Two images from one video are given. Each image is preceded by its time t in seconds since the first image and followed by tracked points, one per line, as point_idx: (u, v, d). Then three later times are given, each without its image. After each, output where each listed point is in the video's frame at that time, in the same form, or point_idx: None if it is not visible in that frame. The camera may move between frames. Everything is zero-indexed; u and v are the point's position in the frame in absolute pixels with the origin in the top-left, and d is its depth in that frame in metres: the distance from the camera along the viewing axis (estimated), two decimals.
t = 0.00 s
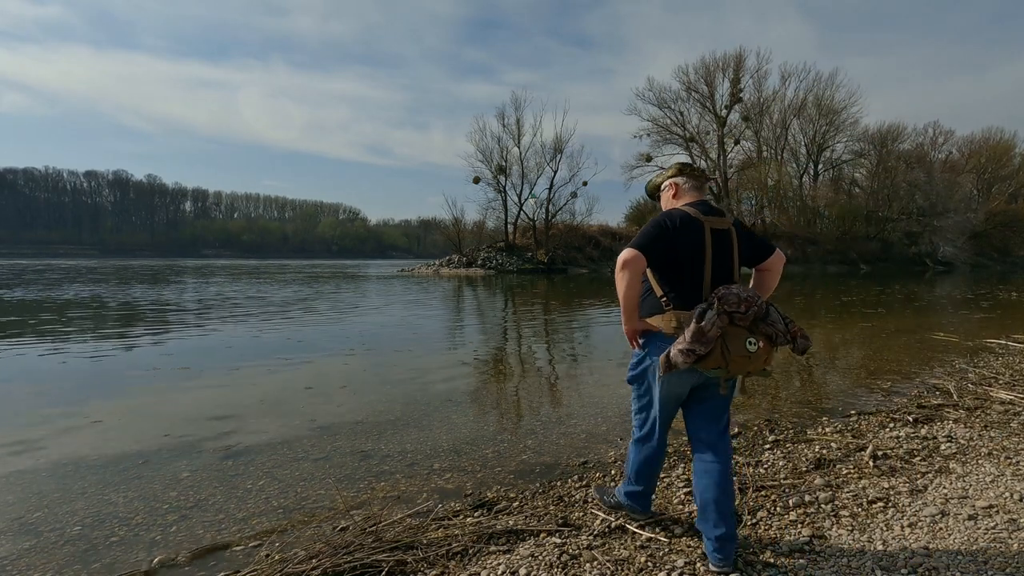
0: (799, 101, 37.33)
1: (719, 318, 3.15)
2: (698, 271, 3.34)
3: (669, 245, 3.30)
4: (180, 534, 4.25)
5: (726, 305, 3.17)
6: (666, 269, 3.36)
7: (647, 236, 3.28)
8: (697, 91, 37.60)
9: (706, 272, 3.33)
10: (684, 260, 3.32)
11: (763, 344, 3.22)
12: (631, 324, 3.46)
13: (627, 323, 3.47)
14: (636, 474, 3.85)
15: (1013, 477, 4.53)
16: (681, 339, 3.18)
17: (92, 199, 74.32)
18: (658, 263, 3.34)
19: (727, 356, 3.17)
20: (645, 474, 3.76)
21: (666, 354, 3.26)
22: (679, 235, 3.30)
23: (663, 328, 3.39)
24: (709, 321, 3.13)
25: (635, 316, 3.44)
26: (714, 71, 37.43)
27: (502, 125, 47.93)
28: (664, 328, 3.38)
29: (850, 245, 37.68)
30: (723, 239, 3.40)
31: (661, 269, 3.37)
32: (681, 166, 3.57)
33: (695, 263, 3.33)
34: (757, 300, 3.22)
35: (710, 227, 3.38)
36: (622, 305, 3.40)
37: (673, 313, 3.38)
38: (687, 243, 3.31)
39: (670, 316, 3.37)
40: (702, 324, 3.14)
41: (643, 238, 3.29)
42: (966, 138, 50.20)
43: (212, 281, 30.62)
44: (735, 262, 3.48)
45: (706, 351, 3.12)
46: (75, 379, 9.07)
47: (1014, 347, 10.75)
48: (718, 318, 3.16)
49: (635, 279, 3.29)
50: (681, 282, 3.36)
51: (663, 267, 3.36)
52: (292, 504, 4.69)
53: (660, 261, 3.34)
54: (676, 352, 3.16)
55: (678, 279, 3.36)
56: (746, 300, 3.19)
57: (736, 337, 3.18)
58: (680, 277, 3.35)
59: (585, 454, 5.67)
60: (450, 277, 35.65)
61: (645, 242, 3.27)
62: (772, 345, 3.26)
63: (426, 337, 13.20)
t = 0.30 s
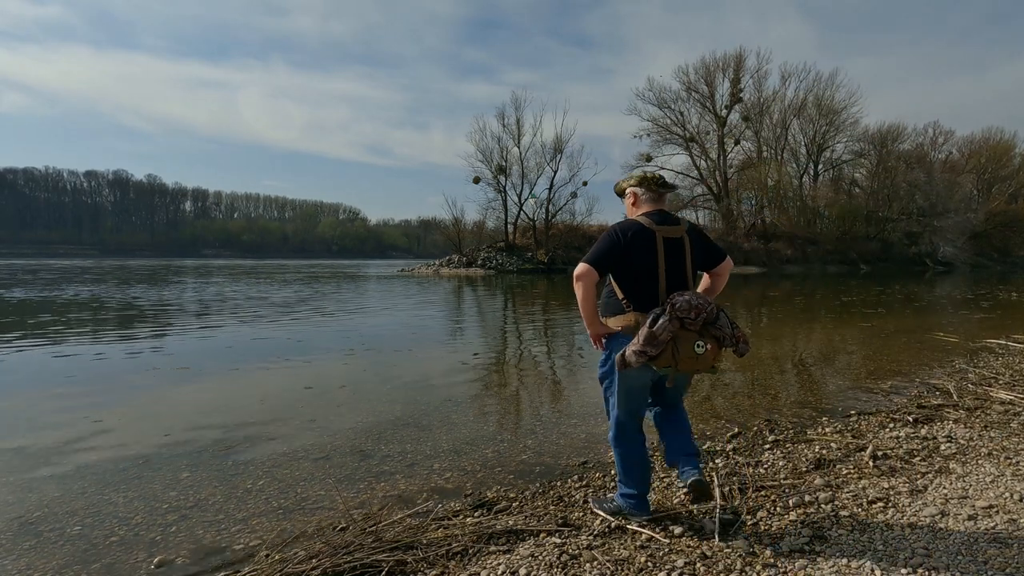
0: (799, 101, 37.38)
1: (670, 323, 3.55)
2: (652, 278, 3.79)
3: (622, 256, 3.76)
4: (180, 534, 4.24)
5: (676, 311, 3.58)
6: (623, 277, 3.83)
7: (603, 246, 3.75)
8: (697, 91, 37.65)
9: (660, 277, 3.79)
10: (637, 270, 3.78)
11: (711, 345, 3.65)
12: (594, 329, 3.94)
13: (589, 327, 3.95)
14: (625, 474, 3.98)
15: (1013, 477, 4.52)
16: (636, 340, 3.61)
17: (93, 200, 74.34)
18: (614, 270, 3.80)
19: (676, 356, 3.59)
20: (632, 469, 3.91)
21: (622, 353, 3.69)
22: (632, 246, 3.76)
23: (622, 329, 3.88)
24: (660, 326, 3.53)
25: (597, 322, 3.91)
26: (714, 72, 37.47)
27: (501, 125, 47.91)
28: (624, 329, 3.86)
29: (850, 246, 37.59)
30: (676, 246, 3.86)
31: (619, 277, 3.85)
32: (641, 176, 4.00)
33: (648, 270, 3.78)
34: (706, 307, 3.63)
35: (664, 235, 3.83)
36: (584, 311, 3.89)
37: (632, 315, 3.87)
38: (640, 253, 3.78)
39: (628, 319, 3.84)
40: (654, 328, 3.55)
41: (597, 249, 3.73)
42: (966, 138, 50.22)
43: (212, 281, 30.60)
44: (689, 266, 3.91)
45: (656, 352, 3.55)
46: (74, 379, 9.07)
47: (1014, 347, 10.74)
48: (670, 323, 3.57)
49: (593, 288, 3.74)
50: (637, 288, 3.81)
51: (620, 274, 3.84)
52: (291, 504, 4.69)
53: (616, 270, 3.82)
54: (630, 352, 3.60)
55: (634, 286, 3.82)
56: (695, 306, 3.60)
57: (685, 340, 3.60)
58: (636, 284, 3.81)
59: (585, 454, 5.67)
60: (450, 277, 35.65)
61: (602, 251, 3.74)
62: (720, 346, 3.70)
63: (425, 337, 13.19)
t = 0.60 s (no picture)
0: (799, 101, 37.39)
1: (667, 312, 3.69)
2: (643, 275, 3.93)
3: (615, 254, 3.85)
4: (180, 534, 4.25)
5: (671, 302, 3.74)
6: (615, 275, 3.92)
7: (598, 244, 3.82)
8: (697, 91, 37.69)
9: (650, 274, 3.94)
10: (630, 267, 3.90)
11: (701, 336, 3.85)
12: (587, 329, 3.96)
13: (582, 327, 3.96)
14: (624, 470, 3.97)
15: (1013, 477, 4.52)
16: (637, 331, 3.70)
17: (93, 200, 74.37)
18: (607, 267, 3.88)
19: (673, 346, 3.74)
20: (631, 464, 3.89)
21: (622, 345, 3.76)
22: (626, 244, 3.87)
23: (617, 325, 3.94)
24: (660, 317, 3.67)
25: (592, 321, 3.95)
26: (713, 72, 37.51)
27: (502, 125, 47.88)
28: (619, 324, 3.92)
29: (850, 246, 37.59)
30: (661, 244, 4.05)
31: (612, 275, 3.93)
32: (623, 181, 4.12)
33: (639, 267, 3.92)
34: (696, 299, 3.85)
35: (652, 234, 4.00)
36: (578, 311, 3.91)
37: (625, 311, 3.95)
38: (632, 251, 3.90)
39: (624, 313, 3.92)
40: (654, 319, 3.68)
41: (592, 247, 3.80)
42: (967, 138, 50.27)
43: (212, 282, 30.62)
44: (671, 264, 4.11)
45: (657, 342, 3.66)
46: (74, 379, 9.07)
47: (1014, 347, 10.74)
48: (666, 313, 3.73)
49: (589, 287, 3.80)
50: (627, 284, 3.93)
51: (612, 272, 3.92)
52: (292, 504, 4.69)
53: (608, 268, 3.89)
54: (633, 343, 3.67)
55: (626, 283, 3.93)
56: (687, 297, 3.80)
57: (680, 329, 3.74)
58: (627, 281, 3.93)
59: (585, 454, 5.67)
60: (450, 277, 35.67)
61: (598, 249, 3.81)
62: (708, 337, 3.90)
63: (425, 337, 13.18)
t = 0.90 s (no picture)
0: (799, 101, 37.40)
1: (675, 312, 4.07)
2: (648, 275, 4.13)
3: (629, 257, 4.00)
4: (180, 534, 4.24)
5: (677, 302, 4.13)
6: (626, 277, 4.05)
7: (615, 246, 3.95)
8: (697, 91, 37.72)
9: (654, 276, 4.17)
10: (640, 270, 4.08)
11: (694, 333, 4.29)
12: (596, 328, 4.00)
13: (591, 326, 3.99)
14: (622, 463, 4.06)
15: (1013, 478, 4.51)
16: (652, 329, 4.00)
17: (92, 199, 74.39)
18: (620, 269, 4.01)
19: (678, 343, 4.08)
20: (628, 455, 3.99)
21: (639, 341, 3.99)
22: (638, 247, 4.04)
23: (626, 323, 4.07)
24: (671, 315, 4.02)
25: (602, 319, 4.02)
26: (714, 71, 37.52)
27: (502, 125, 47.89)
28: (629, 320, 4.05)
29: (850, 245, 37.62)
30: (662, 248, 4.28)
31: (623, 276, 4.05)
32: (623, 187, 4.25)
33: (646, 269, 4.11)
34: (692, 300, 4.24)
35: (655, 239, 4.20)
36: (590, 310, 3.97)
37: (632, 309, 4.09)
38: (641, 255, 4.07)
39: (631, 311, 4.05)
40: (666, 318, 4.01)
41: (611, 249, 3.95)
42: (968, 138, 50.32)
43: (213, 282, 30.64)
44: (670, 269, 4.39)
45: (668, 339, 4.00)
46: (74, 378, 9.07)
47: (1014, 347, 10.74)
48: (673, 313, 4.09)
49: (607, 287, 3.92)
50: (636, 286, 4.09)
51: (623, 274, 4.04)
52: (291, 504, 4.69)
53: (621, 270, 4.02)
54: (649, 339, 3.95)
55: (634, 285, 4.09)
56: (687, 298, 4.20)
57: (683, 328, 4.10)
58: (636, 284, 4.09)
59: (584, 454, 5.67)
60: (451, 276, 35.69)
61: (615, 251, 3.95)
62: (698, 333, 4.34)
63: (425, 337, 13.19)
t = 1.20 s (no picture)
0: (799, 102, 37.42)
1: (684, 307, 4.13)
2: (653, 273, 4.18)
3: (640, 255, 4.04)
4: (180, 534, 4.24)
5: (682, 297, 4.21)
6: (635, 276, 4.08)
7: (627, 245, 3.95)
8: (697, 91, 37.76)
9: (660, 274, 4.22)
10: (648, 268, 4.13)
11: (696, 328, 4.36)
12: (606, 327, 4.02)
13: (603, 323, 4.01)
14: (616, 455, 4.22)
15: (1013, 478, 4.51)
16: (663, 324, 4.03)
17: (92, 199, 74.45)
18: (631, 267, 4.03)
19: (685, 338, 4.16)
20: (622, 448, 4.17)
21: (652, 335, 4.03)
22: (646, 246, 4.07)
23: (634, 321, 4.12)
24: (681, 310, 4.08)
25: (613, 317, 4.04)
26: (714, 72, 37.56)
27: (502, 125, 47.94)
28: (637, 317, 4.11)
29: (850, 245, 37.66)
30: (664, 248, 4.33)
31: (631, 275, 4.07)
32: (625, 189, 4.25)
33: (653, 267, 4.16)
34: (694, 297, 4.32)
35: (659, 238, 4.24)
36: (604, 309, 3.97)
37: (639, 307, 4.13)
38: (649, 253, 4.10)
39: (640, 307, 4.11)
40: (675, 313, 4.07)
41: (623, 245, 3.95)
42: (968, 138, 50.33)
43: (212, 281, 30.65)
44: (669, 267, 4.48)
45: (677, 333, 4.06)
46: (73, 378, 9.08)
47: (1014, 347, 10.73)
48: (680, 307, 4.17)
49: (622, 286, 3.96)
50: (643, 283, 4.13)
51: (632, 273, 4.07)
52: (290, 505, 4.67)
53: (631, 268, 4.04)
54: (662, 333, 4.00)
55: (643, 281, 4.13)
56: (691, 294, 4.27)
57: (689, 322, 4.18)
58: (644, 281, 4.14)
59: (584, 454, 5.67)
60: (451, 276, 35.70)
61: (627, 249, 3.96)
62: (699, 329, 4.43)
63: (424, 337, 13.18)
